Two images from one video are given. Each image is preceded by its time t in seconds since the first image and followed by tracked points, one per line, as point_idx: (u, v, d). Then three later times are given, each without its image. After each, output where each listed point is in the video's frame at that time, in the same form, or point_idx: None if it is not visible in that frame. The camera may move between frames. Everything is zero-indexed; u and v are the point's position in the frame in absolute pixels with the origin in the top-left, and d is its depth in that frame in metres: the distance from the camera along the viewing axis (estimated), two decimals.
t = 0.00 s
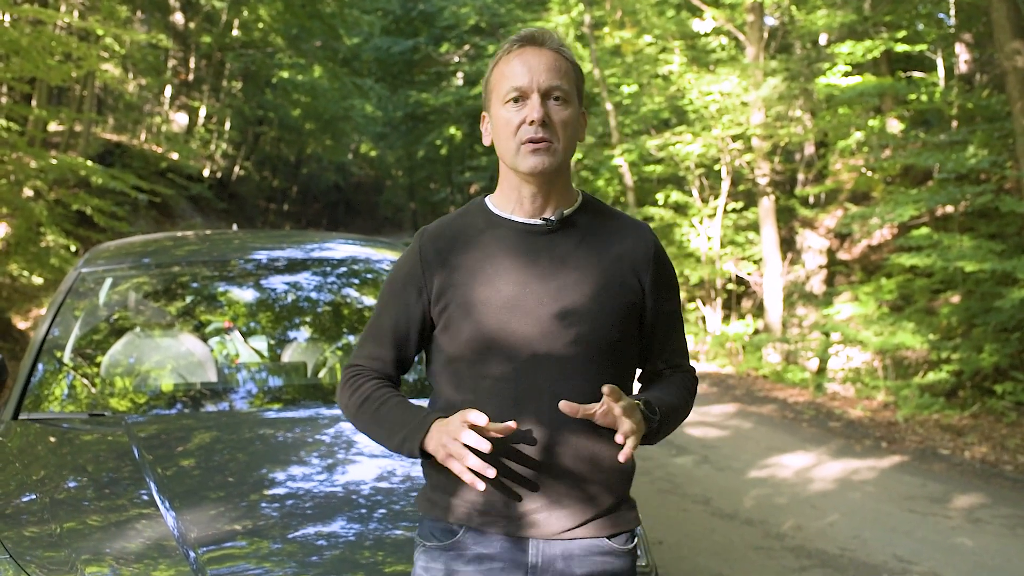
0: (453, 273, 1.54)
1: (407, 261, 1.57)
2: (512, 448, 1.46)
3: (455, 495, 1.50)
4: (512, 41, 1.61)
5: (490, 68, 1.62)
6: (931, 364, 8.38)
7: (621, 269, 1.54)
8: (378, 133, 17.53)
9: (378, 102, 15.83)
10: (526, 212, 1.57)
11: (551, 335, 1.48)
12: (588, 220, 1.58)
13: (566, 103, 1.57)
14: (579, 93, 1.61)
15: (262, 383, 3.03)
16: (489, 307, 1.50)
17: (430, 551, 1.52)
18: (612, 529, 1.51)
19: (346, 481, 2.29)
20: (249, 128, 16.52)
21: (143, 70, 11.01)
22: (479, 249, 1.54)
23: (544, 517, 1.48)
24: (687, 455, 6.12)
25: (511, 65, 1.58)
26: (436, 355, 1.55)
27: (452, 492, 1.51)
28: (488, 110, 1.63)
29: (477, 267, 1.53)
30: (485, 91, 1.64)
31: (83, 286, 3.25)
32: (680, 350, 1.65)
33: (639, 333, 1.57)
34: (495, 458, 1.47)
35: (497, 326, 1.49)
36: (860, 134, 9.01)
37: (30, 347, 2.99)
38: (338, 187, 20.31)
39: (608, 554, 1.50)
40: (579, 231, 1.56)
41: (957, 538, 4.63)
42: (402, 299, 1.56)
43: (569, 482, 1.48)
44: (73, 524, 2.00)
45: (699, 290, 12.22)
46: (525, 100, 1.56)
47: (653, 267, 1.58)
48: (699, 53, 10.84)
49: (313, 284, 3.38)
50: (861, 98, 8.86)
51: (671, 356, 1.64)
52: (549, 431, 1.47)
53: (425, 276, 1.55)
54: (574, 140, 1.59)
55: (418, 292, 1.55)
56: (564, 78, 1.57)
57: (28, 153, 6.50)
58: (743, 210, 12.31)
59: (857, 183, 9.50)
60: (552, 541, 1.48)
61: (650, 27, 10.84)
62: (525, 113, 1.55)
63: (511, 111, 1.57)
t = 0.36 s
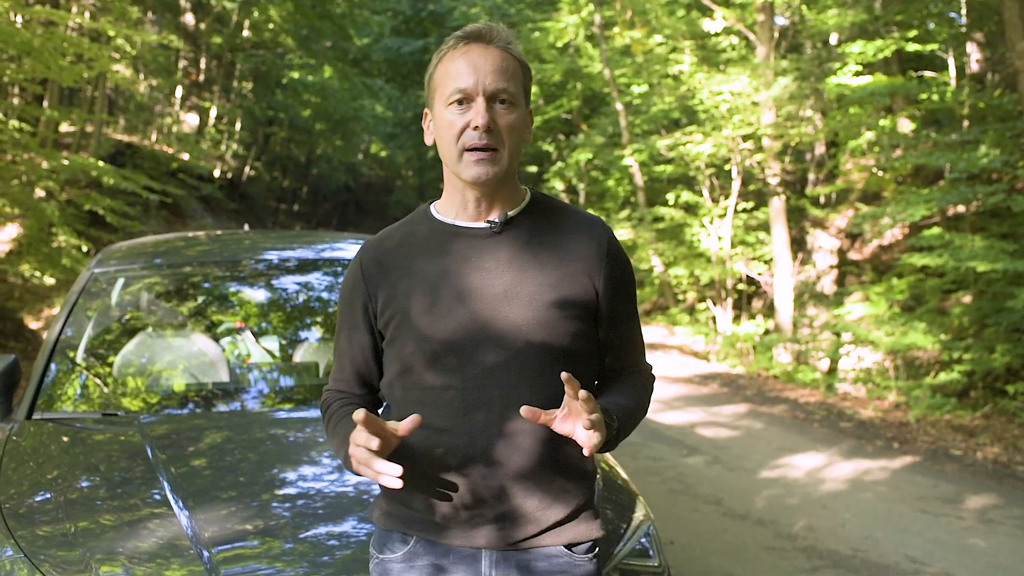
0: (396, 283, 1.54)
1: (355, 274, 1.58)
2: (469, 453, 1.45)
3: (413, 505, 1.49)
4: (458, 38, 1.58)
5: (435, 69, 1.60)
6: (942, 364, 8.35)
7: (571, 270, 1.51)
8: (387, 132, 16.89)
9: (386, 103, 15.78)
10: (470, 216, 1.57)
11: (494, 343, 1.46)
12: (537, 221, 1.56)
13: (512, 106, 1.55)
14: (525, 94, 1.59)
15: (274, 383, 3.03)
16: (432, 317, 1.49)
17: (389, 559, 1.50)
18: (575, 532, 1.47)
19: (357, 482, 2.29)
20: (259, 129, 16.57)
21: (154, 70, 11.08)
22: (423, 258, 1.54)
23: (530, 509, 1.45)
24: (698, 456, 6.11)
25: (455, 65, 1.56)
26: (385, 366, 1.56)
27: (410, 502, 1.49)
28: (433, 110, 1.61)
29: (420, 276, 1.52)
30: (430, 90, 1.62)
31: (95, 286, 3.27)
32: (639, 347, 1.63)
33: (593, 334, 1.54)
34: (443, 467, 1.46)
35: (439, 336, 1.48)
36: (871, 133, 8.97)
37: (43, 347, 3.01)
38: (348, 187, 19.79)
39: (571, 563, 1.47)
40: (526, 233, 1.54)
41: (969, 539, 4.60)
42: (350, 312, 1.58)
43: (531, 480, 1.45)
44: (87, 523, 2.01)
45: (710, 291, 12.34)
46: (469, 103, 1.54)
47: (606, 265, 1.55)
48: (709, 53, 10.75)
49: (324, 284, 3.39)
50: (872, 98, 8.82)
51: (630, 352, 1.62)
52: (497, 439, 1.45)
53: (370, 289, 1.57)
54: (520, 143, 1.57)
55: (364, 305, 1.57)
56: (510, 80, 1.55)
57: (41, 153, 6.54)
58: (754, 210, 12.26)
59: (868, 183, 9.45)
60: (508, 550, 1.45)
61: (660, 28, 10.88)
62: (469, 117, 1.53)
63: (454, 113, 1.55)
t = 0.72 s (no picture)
0: (363, 291, 1.55)
1: (324, 284, 1.60)
2: (446, 458, 1.45)
3: (399, 514, 1.50)
4: (418, 38, 1.57)
5: (397, 71, 1.59)
6: (945, 366, 8.31)
7: (541, 270, 1.49)
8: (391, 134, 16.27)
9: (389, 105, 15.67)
10: (435, 219, 1.56)
11: (460, 348, 1.45)
12: (506, 221, 1.54)
13: (475, 110, 1.54)
14: (490, 95, 1.58)
15: (278, 385, 3.02)
16: (399, 323, 1.49)
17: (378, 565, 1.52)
18: (563, 536, 1.47)
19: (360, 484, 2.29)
20: (263, 131, 16.58)
21: (157, 72, 11.12)
22: (389, 265, 1.54)
23: (522, 509, 1.45)
24: (701, 457, 6.10)
25: (416, 68, 1.54)
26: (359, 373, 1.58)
27: (395, 510, 1.50)
28: (395, 114, 1.60)
29: (387, 284, 1.53)
30: (391, 92, 1.61)
31: (99, 288, 3.28)
32: (624, 341, 1.59)
33: (568, 332, 1.51)
34: (419, 473, 1.46)
35: (405, 341, 1.48)
36: (874, 135, 9.00)
37: (47, 349, 3.01)
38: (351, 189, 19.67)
39: (560, 568, 1.46)
40: (494, 233, 1.52)
41: (973, 540, 4.59)
42: (323, 322, 1.61)
43: (515, 483, 1.45)
44: (91, 525, 2.01)
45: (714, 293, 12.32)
46: (431, 108, 1.53)
47: (579, 260, 1.51)
48: (713, 54, 10.73)
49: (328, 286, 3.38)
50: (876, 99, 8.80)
51: (614, 348, 1.58)
52: (469, 443, 1.44)
53: (340, 298, 1.59)
54: (485, 147, 1.56)
55: (334, 314, 1.59)
56: (473, 82, 1.54)
57: (44, 156, 6.55)
58: (757, 211, 12.25)
59: (872, 184, 9.42)
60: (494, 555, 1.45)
61: (664, 29, 10.91)
62: (431, 123, 1.52)
63: (415, 118, 1.54)
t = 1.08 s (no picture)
0: (360, 290, 1.56)
1: (325, 284, 1.63)
2: (439, 457, 1.44)
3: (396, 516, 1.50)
4: (414, 37, 1.57)
5: (393, 70, 1.59)
6: (940, 368, 8.34)
7: (536, 267, 1.48)
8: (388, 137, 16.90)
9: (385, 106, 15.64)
10: (434, 219, 1.56)
11: (454, 345, 1.45)
12: (502, 219, 1.53)
13: (472, 110, 1.54)
14: (487, 95, 1.58)
15: (272, 387, 3.02)
16: (395, 320, 1.50)
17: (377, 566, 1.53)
18: (556, 545, 1.44)
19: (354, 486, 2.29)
20: (258, 132, 16.56)
21: (152, 74, 11.13)
22: (385, 264, 1.56)
23: (514, 514, 1.43)
24: (696, 459, 6.10)
25: (412, 67, 1.54)
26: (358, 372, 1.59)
27: (393, 511, 1.51)
28: (393, 115, 1.61)
29: (384, 282, 1.54)
30: (388, 92, 1.62)
31: (93, 291, 3.27)
32: (632, 340, 1.54)
33: (567, 330, 1.50)
34: (412, 473, 1.46)
35: (401, 339, 1.49)
36: (869, 137, 9.00)
37: (41, 352, 3.01)
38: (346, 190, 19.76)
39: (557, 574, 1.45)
40: (489, 231, 1.52)
41: (967, 542, 4.60)
42: (322, 322, 1.63)
43: (505, 487, 1.43)
44: (84, 527, 2.01)
45: (709, 294, 12.33)
46: (427, 107, 1.53)
47: (577, 257, 1.49)
48: (707, 56, 10.77)
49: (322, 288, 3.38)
50: (870, 101, 8.83)
51: (621, 347, 1.53)
52: (462, 440, 1.43)
53: (339, 298, 1.61)
54: (483, 146, 1.56)
55: (333, 314, 1.61)
56: (470, 82, 1.54)
57: (38, 158, 6.53)
58: (752, 213, 12.27)
59: (867, 186, 9.46)
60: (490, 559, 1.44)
61: (659, 31, 10.96)
62: (427, 123, 1.53)
63: (412, 118, 1.54)
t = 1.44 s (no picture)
0: (375, 281, 1.56)
1: (341, 273, 1.62)
2: (441, 453, 1.45)
3: (398, 511, 1.50)
4: (443, 38, 1.58)
5: (420, 71, 1.59)
6: (935, 368, 8.22)
7: (553, 265, 1.48)
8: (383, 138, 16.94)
9: (381, 107, 15.62)
10: (455, 215, 1.57)
11: (466, 340, 1.45)
12: (519, 217, 1.53)
13: (499, 112, 1.54)
14: (514, 98, 1.58)
15: (266, 388, 3.02)
16: (408, 310, 1.50)
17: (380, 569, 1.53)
18: (563, 546, 1.42)
19: (349, 487, 2.28)
20: (253, 133, 16.54)
21: (147, 75, 11.11)
22: (401, 258, 1.55)
23: (511, 515, 1.42)
24: (690, 461, 6.11)
25: (440, 68, 1.55)
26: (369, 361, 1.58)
27: (395, 507, 1.51)
28: (419, 114, 1.61)
29: (398, 274, 1.54)
30: (415, 93, 1.62)
31: (86, 291, 3.26)
32: (654, 333, 1.51)
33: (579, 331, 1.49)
34: (415, 471, 1.47)
35: (412, 328, 1.49)
36: (865, 138, 9.10)
37: (34, 353, 3.00)
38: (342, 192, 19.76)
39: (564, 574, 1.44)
40: (504, 227, 1.52)
41: (961, 544, 4.61)
42: (336, 308, 1.61)
43: (505, 486, 1.43)
44: (76, 529, 2.00)
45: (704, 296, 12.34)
46: (454, 108, 1.54)
47: (594, 255, 1.49)
48: (703, 58, 10.81)
49: (317, 289, 3.37)
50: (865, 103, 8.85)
51: (642, 340, 1.49)
52: (464, 441, 1.44)
53: (355, 285, 1.60)
54: (507, 149, 1.56)
55: (349, 301, 1.60)
56: (497, 85, 1.54)
57: (33, 158, 6.52)
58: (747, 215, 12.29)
59: (861, 188, 9.49)
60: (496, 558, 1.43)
61: (654, 33, 10.97)
62: (454, 123, 1.53)
63: (439, 118, 1.54)
